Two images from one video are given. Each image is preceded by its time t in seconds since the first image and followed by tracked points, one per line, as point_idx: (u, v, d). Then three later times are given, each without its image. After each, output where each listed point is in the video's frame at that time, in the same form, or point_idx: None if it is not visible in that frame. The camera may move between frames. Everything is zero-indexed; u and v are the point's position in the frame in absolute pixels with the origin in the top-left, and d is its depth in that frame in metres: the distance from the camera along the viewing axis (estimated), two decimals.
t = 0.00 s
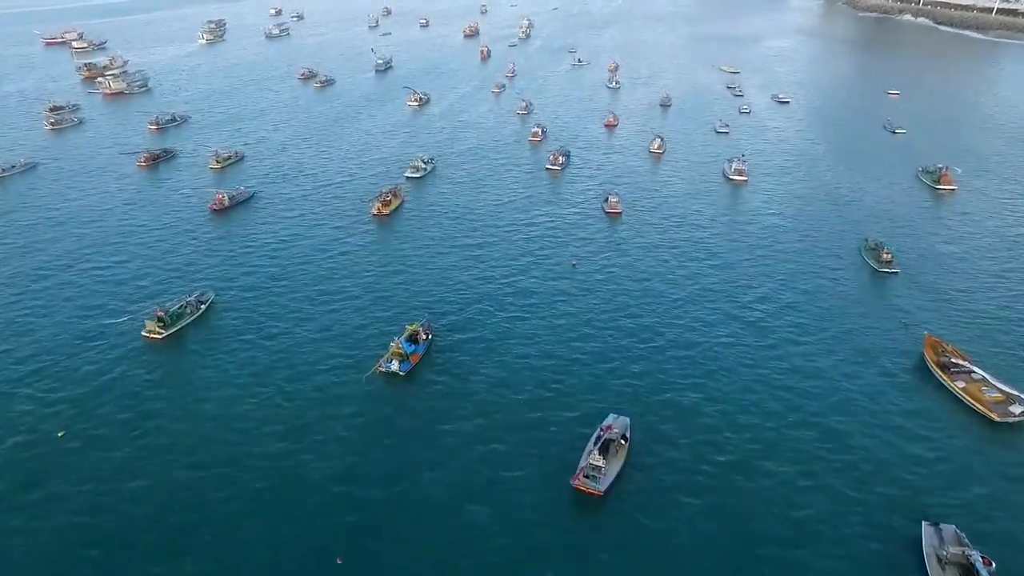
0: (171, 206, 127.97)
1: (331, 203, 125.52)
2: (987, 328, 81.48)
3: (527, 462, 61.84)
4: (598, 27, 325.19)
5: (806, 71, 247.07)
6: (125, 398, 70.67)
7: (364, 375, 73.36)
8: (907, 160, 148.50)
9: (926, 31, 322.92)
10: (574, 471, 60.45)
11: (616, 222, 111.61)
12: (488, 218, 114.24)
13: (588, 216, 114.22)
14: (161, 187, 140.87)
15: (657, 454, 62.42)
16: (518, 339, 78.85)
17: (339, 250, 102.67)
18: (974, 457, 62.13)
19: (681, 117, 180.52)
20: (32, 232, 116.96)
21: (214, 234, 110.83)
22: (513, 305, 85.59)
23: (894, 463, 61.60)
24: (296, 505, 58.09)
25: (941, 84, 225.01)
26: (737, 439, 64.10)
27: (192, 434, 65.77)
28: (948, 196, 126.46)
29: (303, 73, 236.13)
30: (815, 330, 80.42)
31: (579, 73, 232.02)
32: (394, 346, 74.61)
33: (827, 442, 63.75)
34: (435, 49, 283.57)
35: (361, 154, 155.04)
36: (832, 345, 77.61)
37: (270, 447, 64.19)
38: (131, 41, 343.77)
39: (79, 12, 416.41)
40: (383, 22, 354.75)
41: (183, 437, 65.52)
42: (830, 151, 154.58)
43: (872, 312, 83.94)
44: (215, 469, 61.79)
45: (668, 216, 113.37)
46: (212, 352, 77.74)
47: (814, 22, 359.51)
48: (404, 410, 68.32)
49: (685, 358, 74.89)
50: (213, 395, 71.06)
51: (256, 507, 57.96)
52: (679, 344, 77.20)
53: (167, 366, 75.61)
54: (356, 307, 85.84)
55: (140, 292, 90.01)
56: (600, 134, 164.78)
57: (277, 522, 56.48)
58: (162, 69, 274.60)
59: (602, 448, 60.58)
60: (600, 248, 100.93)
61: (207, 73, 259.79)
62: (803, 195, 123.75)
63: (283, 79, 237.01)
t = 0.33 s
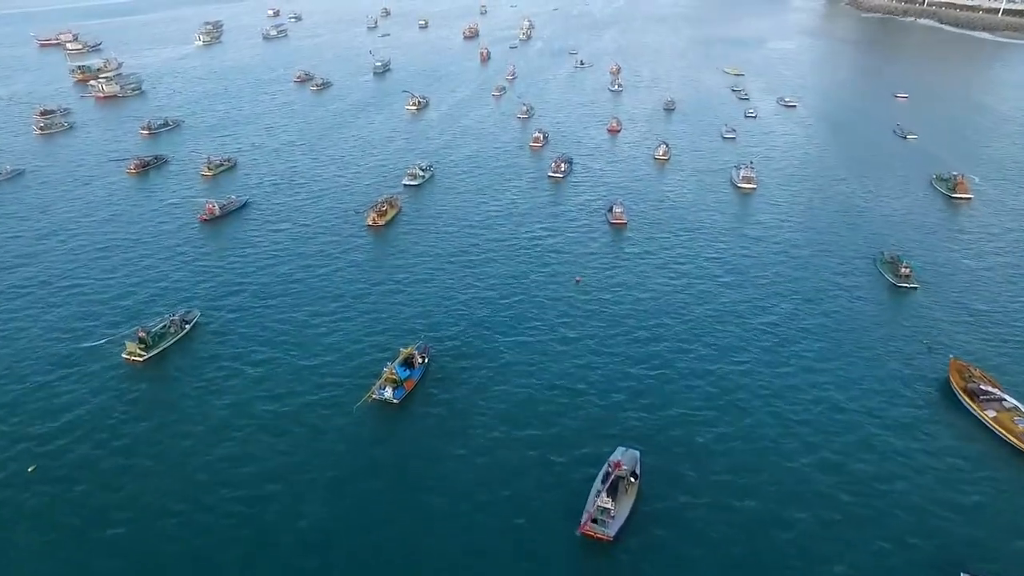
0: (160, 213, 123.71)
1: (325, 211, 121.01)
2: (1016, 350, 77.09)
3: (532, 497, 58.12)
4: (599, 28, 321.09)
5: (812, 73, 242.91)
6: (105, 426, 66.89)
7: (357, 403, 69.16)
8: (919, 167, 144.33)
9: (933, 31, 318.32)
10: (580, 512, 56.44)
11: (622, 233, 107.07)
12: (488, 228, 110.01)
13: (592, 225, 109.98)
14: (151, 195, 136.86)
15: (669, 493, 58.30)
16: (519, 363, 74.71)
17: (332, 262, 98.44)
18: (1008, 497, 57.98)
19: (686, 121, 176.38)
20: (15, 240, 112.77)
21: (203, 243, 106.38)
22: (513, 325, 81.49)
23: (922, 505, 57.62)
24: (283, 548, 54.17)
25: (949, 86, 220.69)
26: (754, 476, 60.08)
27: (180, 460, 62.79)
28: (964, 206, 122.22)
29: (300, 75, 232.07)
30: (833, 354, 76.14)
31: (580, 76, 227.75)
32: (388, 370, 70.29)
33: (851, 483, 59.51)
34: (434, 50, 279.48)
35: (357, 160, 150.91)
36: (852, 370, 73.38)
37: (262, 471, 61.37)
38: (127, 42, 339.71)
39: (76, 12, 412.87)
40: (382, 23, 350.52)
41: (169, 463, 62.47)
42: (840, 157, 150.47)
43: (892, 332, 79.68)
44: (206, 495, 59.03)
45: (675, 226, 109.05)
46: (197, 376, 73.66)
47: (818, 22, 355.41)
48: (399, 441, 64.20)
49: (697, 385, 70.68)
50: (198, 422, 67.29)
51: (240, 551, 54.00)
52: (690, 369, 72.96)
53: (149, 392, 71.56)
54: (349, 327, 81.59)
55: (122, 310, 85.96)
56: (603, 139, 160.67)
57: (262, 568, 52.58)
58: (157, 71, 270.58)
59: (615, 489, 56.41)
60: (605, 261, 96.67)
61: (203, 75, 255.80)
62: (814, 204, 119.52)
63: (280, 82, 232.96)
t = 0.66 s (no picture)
0: (148, 221, 119.34)
1: (318, 219, 116.30)
2: None
3: (535, 538, 53.79)
4: (602, 30, 316.76)
5: (819, 76, 238.23)
6: (78, 461, 62.85)
7: (348, 435, 64.65)
8: (933, 175, 139.74)
9: (940, 32, 313.29)
10: (587, 559, 51.75)
11: (627, 245, 102.11)
12: (488, 238, 105.32)
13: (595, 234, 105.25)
14: (140, 202, 132.44)
15: (683, 536, 53.41)
16: (521, 387, 70.01)
17: (324, 276, 93.83)
18: None
19: (692, 126, 171.96)
20: None
21: (190, 254, 101.80)
22: (514, 345, 76.70)
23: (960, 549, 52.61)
24: None
25: (959, 88, 215.86)
26: (775, 512, 55.43)
27: (163, 492, 59.22)
28: (982, 215, 117.50)
29: (297, 78, 227.82)
30: (858, 372, 71.09)
31: (582, 79, 223.22)
32: (382, 400, 65.60)
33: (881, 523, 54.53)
34: (434, 52, 275.11)
35: (353, 164, 146.23)
36: (877, 390, 68.37)
37: (242, 506, 57.58)
38: (124, 44, 335.61)
39: (74, 13, 409.12)
40: (382, 24, 346.06)
41: (149, 499, 58.54)
42: (851, 164, 145.93)
43: (916, 349, 74.60)
44: (186, 531, 55.38)
45: (683, 236, 104.28)
46: (180, 404, 69.44)
47: (823, 23, 350.68)
48: (392, 474, 59.84)
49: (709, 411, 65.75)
50: (179, 453, 63.29)
51: None
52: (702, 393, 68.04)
53: (128, 420, 67.43)
54: (339, 348, 76.79)
55: (102, 330, 81.50)
56: (606, 145, 156.19)
57: None
58: (154, 73, 266.46)
59: (626, 533, 51.77)
60: (610, 273, 91.88)
61: (199, 78, 251.66)
62: (828, 214, 114.79)
63: (277, 85, 228.70)
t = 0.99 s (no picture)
0: (137, 228, 114.93)
1: (314, 228, 112.18)
2: None
3: None
4: (604, 31, 312.84)
5: (826, 77, 234.19)
6: (55, 497, 58.82)
7: (341, 469, 60.39)
8: (949, 182, 135.37)
9: (947, 33, 308.84)
10: None
11: (634, 256, 97.54)
12: (490, 249, 101.03)
13: (601, 244, 100.90)
14: (130, 207, 128.11)
15: None
16: (526, 416, 65.65)
17: (318, 287, 89.31)
18: None
19: (698, 131, 167.82)
20: None
21: (177, 262, 97.16)
22: (516, 368, 72.27)
23: None
24: None
25: (970, 90, 211.37)
26: (800, 559, 51.31)
27: (143, 532, 55.24)
28: (1001, 224, 113.20)
29: (294, 81, 223.73)
30: (884, 399, 66.70)
31: (585, 82, 218.71)
32: (376, 431, 61.45)
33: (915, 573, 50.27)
34: (433, 54, 271.10)
35: (351, 170, 142.04)
36: (905, 420, 64.03)
37: (236, 546, 53.82)
38: (120, 46, 331.64)
39: (71, 14, 405.18)
40: (381, 25, 342.06)
41: (127, 541, 54.55)
42: (863, 170, 141.71)
43: (942, 374, 70.36)
44: None
45: (693, 247, 99.90)
46: (163, 433, 65.22)
47: (827, 23, 346.38)
48: (389, 513, 55.85)
49: (726, 444, 61.47)
50: (163, 488, 59.27)
51: None
52: (718, 424, 63.74)
53: (108, 452, 63.27)
54: (332, 371, 72.45)
55: (81, 348, 76.93)
56: (611, 150, 152.02)
57: None
58: (150, 75, 262.38)
59: None
60: (617, 286, 87.49)
61: (196, 80, 247.76)
62: (843, 223, 110.41)
63: (274, 87, 224.68)
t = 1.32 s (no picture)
0: (125, 235, 110.46)
1: (306, 235, 107.04)
2: None
3: None
4: (606, 32, 308.77)
5: (833, 80, 230.08)
6: (29, 537, 54.97)
7: (333, 508, 56.36)
8: (964, 189, 131.25)
9: (954, 33, 304.57)
10: None
11: (643, 268, 93.18)
12: (492, 259, 96.68)
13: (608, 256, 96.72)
14: (119, 213, 123.80)
15: None
16: (530, 450, 61.50)
17: (312, 302, 85.09)
18: None
19: (705, 135, 163.77)
20: None
21: (164, 276, 92.88)
22: (521, 394, 68.20)
23: None
24: None
25: (981, 93, 207.09)
26: None
27: None
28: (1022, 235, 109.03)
29: (292, 83, 219.75)
30: (912, 433, 62.53)
31: (588, 84, 214.77)
32: (370, 466, 57.48)
33: None
34: (434, 55, 267.27)
35: (348, 176, 137.86)
36: (937, 457, 59.86)
37: None
38: (117, 47, 327.79)
39: (68, 14, 401.15)
40: (380, 26, 338.25)
41: None
42: (875, 176, 137.59)
43: (973, 403, 66.27)
44: None
45: (704, 258, 95.73)
46: (142, 468, 61.14)
47: (832, 23, 342.26)
48: (384, 559, 51.81)
49: (746, 483, 57.45)
50: (142, 528, 55.31)
51: None
52: (737, 460, 59.73)
53: (84, 489, 59.28)
54: (326, 398, 68.34)
55: (60, 371, 72.77)
56: (615, 156, 147.91)
57: None
58: (147, 77, 258.36)
59: None
60: (626, 304, 83.35)
61: (192, 82, 243.77)
62: (859, 234, 106.21)
63: (272, 90, 220.76)
